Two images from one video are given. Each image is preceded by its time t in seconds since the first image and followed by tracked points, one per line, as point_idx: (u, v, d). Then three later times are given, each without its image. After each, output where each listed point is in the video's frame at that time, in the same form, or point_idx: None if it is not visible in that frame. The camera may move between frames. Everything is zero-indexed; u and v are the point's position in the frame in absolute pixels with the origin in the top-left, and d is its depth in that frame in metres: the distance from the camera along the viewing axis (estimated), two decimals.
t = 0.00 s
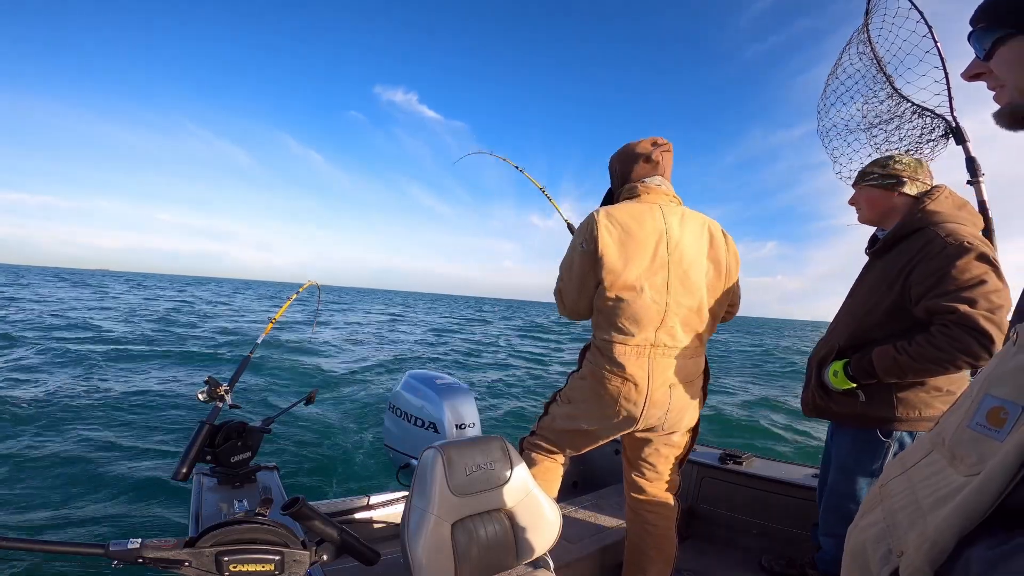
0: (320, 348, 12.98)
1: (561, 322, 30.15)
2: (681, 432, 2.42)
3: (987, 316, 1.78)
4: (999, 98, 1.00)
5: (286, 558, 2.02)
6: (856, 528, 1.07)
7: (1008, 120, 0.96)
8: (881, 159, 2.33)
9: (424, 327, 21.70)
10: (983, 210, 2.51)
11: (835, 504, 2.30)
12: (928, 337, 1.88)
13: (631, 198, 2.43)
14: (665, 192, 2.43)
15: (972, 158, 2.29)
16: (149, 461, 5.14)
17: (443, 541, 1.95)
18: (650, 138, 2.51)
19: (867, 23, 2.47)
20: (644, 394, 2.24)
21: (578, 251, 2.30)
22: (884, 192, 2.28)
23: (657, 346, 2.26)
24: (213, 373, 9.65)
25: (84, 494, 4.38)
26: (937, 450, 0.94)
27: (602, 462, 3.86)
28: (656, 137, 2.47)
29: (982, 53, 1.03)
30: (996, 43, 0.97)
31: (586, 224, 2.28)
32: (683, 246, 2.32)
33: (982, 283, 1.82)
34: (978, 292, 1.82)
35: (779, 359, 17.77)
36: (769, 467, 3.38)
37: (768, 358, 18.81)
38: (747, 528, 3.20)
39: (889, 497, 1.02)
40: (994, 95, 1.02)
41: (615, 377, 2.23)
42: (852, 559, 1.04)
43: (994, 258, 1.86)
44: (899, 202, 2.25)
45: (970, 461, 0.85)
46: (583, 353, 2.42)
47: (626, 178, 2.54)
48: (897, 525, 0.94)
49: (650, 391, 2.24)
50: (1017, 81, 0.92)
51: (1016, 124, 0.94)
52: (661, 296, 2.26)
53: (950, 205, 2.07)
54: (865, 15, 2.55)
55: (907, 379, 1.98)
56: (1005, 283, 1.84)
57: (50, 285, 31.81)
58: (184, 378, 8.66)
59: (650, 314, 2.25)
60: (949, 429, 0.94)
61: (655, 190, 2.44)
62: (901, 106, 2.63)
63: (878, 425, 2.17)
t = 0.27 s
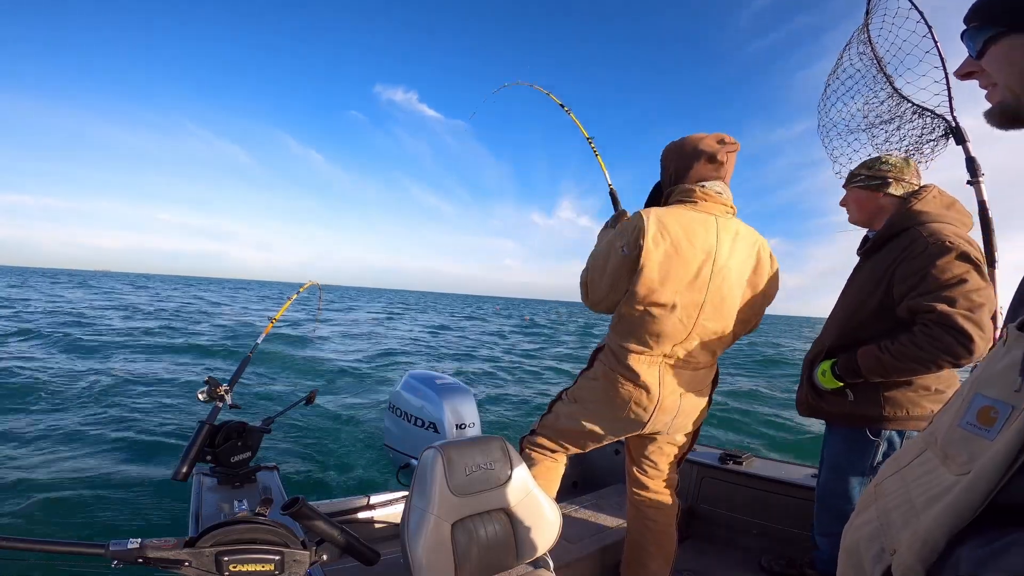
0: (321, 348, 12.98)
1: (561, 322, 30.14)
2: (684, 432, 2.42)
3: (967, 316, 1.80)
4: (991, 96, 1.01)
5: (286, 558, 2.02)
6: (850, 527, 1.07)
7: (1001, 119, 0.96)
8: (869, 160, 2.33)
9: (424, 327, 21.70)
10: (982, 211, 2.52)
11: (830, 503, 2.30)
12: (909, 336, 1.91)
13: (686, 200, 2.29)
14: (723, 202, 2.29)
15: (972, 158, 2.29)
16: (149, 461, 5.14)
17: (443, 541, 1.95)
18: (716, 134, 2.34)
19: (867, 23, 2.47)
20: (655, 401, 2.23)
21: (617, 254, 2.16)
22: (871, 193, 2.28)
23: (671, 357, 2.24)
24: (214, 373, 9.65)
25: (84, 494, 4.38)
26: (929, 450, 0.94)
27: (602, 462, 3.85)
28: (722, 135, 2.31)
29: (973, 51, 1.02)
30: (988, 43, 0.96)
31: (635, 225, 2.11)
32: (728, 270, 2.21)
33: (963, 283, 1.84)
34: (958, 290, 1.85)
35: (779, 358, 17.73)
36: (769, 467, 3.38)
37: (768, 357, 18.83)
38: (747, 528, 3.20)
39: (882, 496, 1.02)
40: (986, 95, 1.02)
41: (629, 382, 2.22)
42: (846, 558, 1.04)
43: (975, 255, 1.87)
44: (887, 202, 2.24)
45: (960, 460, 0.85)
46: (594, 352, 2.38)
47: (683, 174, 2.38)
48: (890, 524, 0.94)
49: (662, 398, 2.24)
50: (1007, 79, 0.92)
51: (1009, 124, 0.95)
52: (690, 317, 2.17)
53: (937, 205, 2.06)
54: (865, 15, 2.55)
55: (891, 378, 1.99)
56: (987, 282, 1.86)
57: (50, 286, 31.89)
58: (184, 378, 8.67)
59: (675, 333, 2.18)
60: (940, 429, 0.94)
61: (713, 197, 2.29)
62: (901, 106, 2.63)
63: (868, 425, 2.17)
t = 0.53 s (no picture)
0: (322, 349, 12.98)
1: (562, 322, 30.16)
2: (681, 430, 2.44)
3: (940, 314, 1.82)
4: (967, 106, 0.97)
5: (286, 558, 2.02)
6: (835, 526, 1.07)
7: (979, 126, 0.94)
8: (852, 162, 2.34)
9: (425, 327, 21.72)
10: (982, 211, 2.52)
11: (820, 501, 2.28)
12: (884, 334, 1.92)
13: (721, 215, 2.20)
14: (757, 222, 2.21)
15: (972, 158, 2.29)
16: (150, 461, 5.15)
17: (444, 540, 1.95)
18: (756, 146, 2.24)
19: (868, 23, 2.47)
20: (656, 405, 2.24)
21: (642, 271, 2.03)
22: (853, 194, 2.28)
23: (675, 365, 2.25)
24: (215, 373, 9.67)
25: (85, 494, 4.39)
26: (911, 449, 0.94)
27: (602, 462, 3.86)
28: (763, 146, 2.21)
29: (950, 60, 0.98)
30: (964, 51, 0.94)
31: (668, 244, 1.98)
32: (750, 297, 2.15)
33: (936, 281, 1.86)
34: (931, 289, 1.86)
35: (780, 359, 17.72)
36: (769, 467, 3.38)
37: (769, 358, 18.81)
38: (747, 529, 3.20)
39: (865, 495, 1.02)
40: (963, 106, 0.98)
41: (632, 384, 2.21)
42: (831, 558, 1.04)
43: (950, 254, 1.88)
44: (869, 203, 2.25)
45: (940, 458, 0.85)
46: (599, 352, 2.37)
47: (717, 184, 2.27)
48: (873, 522, 0.94)
49: (663, 401, 2.25)
50: (983, 87, 0.90)
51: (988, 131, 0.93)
52: (702, 339, 2.13)
53: (920, 206, 2.05)
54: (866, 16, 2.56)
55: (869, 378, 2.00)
56: (961, 280, 1.87)
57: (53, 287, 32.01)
58: (186, 378, 8.68)
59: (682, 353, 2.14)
60: (921, 428, 0.94)
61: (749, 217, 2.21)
62: (902, 106, 2.63)
63: (852, 422, 2.17)
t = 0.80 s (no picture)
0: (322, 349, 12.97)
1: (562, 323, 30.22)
2: (679, 430, 2.44)
3: (920, 313, 1.83)
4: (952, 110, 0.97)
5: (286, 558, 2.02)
6: (828, 526, 1.07)
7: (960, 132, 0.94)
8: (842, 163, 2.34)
9: (426, 328, 21.73)
10: (982, 210, 2.52)
11: (814, 499, 2.27)
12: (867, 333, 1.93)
13: (723, 217, 2.20)
14: (759, 223, 2.22)
15: (972, 158, 2.29)
16: (151, 462, 5.15)
17: (444, 540, 1.95)
18: (753, 147, 2.26)
19: (869, 22, 2.47)
20: (653, 405, 2.25)
21: (642, 271, 2.03)
22: (841, 195, 2.29)
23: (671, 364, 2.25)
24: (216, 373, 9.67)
25: (86, 494, 4.39)
26: (903, 448, 0.94)
27: (602, 462, 3.86)
28: (761, 147, 2.23)
29: (934, 64, 0.98)
30: (949, 55, 0.94)
31: (668, 243, 1.98)
32: (750, 297, 2.16)
33: (917, 281, 1.87)
34: (910, 288, 1.88)
35: (780, 358, 17.71)
36: (769, 467, 3.38)
37: (771, 359, 18.81)
38: (748, 529, 3.19)
39: (857, 495, 1.02)
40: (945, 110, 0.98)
41: (629, 384, 2.22)
42: (825, 557, 1.03)
43: (931, 253, 1.89)
44: (858, 203, 2.25)
45: (930, 457, 0.85)
46: (595, 351, 2.36)
47: (715, 186, 2.29)
48: (865, 521, 0.94)
49: (660, 400, 2.25)
50: (967, 91, 0.90)
51: (969, 136, 0.93)
52: (702, 338, 2.14)
53: (906, 206, 2.06)
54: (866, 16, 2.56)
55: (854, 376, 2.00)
56: (943, 279, 1.88)
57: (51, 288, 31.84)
58: (186, 379, 8.68)
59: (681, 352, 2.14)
60: (912, 429, 0.94)
61: (751, 218, 2.21)
62: (903, 106, 2.63)
63: (842, 421, 2.17)
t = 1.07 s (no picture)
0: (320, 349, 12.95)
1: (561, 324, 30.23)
2: (680, 436, 2.44)
3: (927, 315, 1.84)
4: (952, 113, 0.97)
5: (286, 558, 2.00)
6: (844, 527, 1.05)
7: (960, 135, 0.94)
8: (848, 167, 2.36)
9: (425, 328, 21.72)
10: (982, 211, 2.53)
11: (822, 498, 2.28)
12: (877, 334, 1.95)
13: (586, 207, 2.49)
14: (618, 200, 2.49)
15: (971, 159, 2.29)
16: (148, 461, 5.14)
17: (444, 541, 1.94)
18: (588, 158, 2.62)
19: (866, 24, 2.48)
20: (639, 394, 2.22)
21: (544, 262, 2.31)
22: (849, 199, 2.29)
23: (648, 341, 2.25)
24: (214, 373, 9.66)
25: (84, 494, 4.38)
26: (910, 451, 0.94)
27: (602, 463, 3.86)
28: (593, 155, 2.58)
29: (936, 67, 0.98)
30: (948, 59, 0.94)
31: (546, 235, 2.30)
32: (652, 253, 2.37)
33: (929, 280, 1.86)
34: (926, 282, 1.86)
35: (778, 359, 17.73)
36: (769, 467, 3.38)
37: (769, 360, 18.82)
38: (748, 529, 3.19)
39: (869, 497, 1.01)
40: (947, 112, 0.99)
41: (609, 377, 2.20)
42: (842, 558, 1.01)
43: (946, 251, 1.87)
44: (865, 207, 2.26)
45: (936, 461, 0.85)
46: (572, 356, 2.39)
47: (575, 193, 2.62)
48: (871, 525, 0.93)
49: (647, 388, 2.24)
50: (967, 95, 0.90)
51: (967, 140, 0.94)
52: (637, 288, 2.28)
53: (921, 208, 2.07)
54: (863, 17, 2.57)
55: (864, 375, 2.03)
56: (957, 278, 1.86)
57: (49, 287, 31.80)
58: (184, 379, 8.66)
59: (631, 310, 2.24)
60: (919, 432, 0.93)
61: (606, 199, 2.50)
62: (901, 107, 2.63)
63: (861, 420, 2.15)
